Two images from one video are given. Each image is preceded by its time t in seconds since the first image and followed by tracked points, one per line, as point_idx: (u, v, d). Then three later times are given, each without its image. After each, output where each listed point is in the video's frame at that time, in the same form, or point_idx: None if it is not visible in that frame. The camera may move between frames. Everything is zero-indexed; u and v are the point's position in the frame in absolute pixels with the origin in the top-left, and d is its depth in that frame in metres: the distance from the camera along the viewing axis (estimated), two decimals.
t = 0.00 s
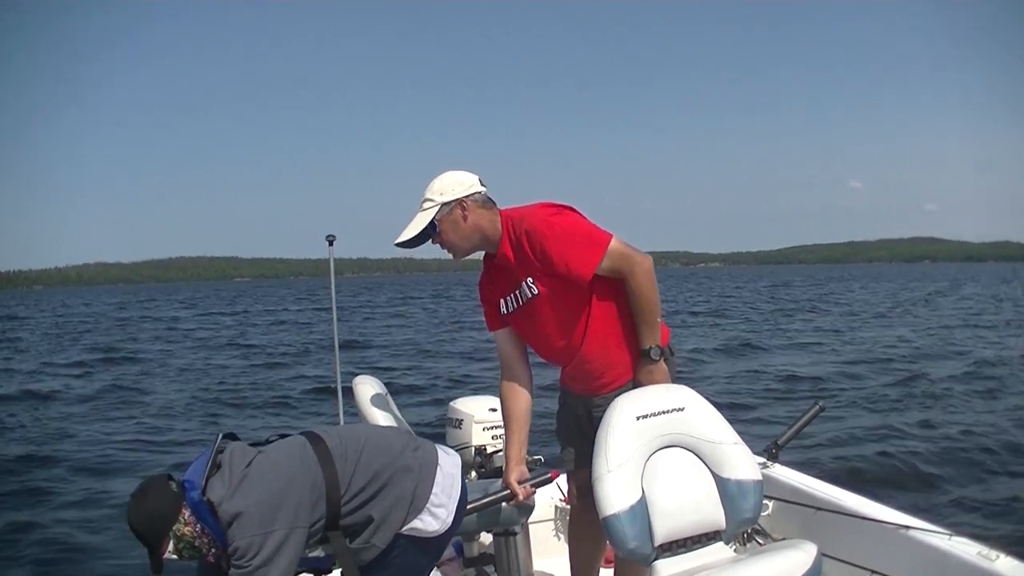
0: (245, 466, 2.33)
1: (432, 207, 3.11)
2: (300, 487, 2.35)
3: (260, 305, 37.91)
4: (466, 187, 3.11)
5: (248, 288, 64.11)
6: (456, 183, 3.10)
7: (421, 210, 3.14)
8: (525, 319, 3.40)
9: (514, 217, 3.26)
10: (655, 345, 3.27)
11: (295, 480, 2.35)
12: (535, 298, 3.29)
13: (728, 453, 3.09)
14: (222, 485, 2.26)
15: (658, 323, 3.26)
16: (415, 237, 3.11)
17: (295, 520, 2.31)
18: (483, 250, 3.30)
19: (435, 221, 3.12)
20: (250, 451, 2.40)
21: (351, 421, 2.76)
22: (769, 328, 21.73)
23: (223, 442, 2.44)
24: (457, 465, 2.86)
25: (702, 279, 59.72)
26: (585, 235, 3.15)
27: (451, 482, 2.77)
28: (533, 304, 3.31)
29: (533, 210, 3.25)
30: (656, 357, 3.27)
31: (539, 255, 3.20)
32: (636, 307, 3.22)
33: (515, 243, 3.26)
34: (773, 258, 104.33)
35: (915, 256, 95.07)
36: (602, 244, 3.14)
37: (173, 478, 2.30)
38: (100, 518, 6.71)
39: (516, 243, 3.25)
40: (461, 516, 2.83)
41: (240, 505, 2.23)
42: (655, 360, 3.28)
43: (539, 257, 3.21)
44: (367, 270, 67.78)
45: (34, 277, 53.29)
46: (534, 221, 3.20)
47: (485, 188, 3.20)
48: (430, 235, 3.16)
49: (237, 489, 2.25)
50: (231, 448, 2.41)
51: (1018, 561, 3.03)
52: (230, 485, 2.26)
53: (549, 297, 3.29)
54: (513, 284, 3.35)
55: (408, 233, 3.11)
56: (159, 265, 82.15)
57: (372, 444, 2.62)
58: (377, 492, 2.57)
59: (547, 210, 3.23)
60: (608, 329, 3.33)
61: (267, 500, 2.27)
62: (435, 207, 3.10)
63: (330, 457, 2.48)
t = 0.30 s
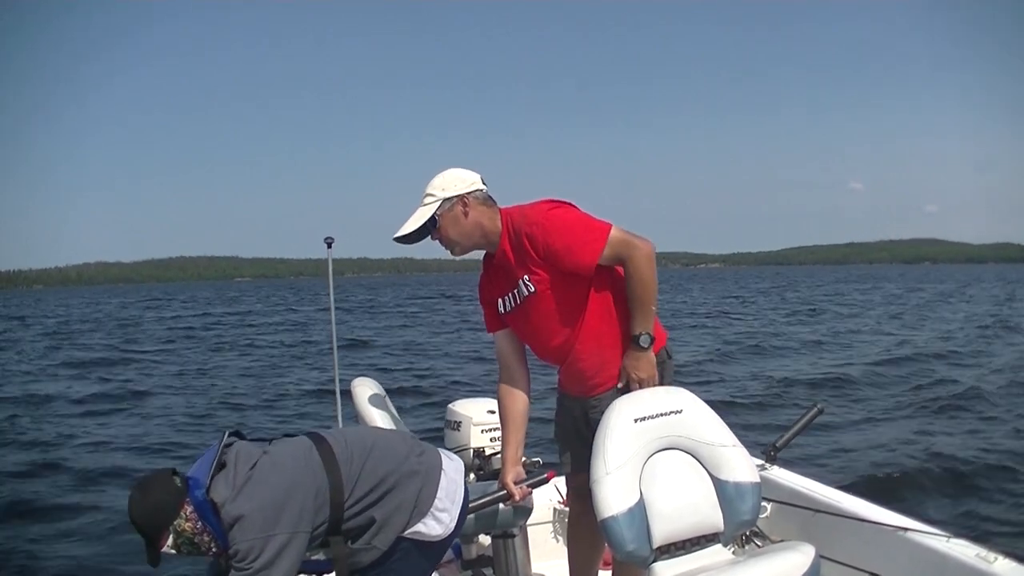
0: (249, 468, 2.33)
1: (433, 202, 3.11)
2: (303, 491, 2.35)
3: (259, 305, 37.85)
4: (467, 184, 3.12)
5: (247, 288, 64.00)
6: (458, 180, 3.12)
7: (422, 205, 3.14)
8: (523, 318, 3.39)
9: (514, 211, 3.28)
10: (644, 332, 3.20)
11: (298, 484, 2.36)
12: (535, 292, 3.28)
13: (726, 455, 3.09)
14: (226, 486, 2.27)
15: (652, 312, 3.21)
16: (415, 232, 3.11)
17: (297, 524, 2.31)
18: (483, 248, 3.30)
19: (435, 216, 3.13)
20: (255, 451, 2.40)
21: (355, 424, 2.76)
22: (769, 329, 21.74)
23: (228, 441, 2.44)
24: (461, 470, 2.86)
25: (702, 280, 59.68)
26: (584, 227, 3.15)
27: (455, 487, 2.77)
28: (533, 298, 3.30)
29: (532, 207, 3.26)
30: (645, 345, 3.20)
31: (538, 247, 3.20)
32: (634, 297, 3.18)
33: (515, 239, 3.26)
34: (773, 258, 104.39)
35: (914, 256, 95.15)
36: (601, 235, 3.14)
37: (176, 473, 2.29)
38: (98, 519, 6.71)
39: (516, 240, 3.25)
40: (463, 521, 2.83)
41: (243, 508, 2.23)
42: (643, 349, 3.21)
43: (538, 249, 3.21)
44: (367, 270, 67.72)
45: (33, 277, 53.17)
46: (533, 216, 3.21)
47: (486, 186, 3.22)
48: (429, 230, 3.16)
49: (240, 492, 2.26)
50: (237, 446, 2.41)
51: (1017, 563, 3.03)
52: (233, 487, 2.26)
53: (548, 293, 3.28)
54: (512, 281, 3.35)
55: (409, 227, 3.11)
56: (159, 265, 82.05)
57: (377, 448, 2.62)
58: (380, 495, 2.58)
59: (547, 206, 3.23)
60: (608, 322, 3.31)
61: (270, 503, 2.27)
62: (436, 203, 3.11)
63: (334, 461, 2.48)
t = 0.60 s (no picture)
0: (258, 463, 2.33)
1: (438, 193, 3.09)
2: (310, 490, 2.35)
3: (261, 305, 37.84)
4: (474, 176, 3.11)
5: (248, 288, 63.94)
6: (465, 172, 3.10)
7: (426, 196, 3.12)
8: (524, 313, 3.39)
9: (517, 206, 3.27)
10: (639, 332, 3.19)
11: (306, 482, 2.35)
12: (538, 287, 3.28)
13: (726, 452, 3.09)
14: (234, 480, 2.27)
15: (649, 312, 3.19)
16: (419, 223, 3.08)
17: (302, 522, 2.30)
18: (485, 242, 3.30)
19: (440, 207, 3.11)
20: (264, 446, 2.40)
21: (363, 421, 2.76)
22: (770, 327, 21.70)
23: (239, 432, 2.45)
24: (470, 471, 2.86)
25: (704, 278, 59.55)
26: (589, 226, 3.15)
27: (463, 488, 2.76)
28: (536, 293, 3.30)
29: (537, 203, 3.25)
30: (638, 346, 3.19)
31: (542, 244, 3.20)
32: (634, 298, 3.17)
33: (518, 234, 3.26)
34: (774, 256, 104.30)
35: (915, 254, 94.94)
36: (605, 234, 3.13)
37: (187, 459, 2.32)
38: (99, 520, 6.72)
39: (519, 236, 3.25)
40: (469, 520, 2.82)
41: (248, 504, 2.22)
42: (637, 349, 3.21)
43: (542, 246, 3.20)
44: (368, 270, 67.69)
45: (33, 279, 53.16)
46: (537, 213, 3.21)
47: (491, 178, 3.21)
48: (433, 222, 3.14)
49: (247, 488, 2.25)
50: (248, 439, 2.41)
51: (1017, 559, 3.02)
52: (241, 482, 2.27)
53: (548, 289, 3.28)
54: (513, 277, 3.35)
55: (413, 218, 3.09)
56: (160, 266, 81.94)
57: (387, 447, 2.61)
58: (388, 495, 2.57)
59: (552, 202, 3.23)
60: (608, 321, 3.31)
61: (276, 500, 2.26)
62: (442, 194, 3.09)
63: (344, 459, 2.48)
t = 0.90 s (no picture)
0: (266, 461, 2.33)
1: (445, 189, 3.08)
2: (316, 491, 2.35)
3: (264, 307, 37.92)
4: (481, 172, 3.11)
5: (251, 290, 64.04)
6: (472, 168, 3.11)
7: (431, 192, 3.11)
8: (529, 311, 3.38)
9: (524, 204, 3.27)
10: (645, 332, 3.19)
11: (313, 482, 2.35)
12: (545, 285, 3.28)
13: (729, 451, 3.09)
14: (242, 477, 2.27)
15: (655, 312, 3.19)
16: (425, 220, 3.07)
17: (307, 523, 2.30)
18: (490, 240, 3.30)
19: (446, 204, 3.11)
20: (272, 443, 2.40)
21: (370, 422, 2.76)
22: (773, 325, 21.69)
23: (249, 427, 2.45)
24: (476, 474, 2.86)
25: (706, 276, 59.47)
26: (596, 225, 3.15)
27: (470, 492, 2.77)
28: (542, 291, 3.30)
29: (544, 201, 3.25)
30: (643, 346, 3.19)
31: (549, 242, 3.20)
32: (641, 297, 3.17)
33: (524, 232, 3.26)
34: (776, 254, 104.21)
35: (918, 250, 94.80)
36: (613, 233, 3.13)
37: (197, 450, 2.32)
38: (104, 523, 6.75)
39: (526, 234, 3.25)
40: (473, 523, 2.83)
41: (254, 503, 2.23)
42: (642, 349, 3.21)
43: (549, 244, 3.20)
44: (371, 271, 67.75)
45: (37, 284, 53.32)
46: (545, 211, 3.20)
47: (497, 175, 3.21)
48: (438, 219, 3.13)
49: (254, 487, 2.26)
50: (257, 436, 2.41)
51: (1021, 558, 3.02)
52: (248, 479, 2.27)
53: (554, 288, 3.28)
54: (519, 275, 3.35)
55: (419, 214, 3.08)
56: (163, 269, 82.10)
57: (395, 450, 2.62)
58: (394, 498, 2.57)
59: (559, 201, 3.23)
60: (614, 321, 3.30)
61: (282, 500, 2.27)
62: (449, 190, 3.08)
63: (352, 461, 2.48)
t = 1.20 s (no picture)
0: (265, 463, 2.34)
1: (449, 194, 3.09)
2: (315, 492, 2.36)
3: (265, 309, 37.92)
4: (484, 176, 3.12)
5: (251, 292, 64.04)
6: (475, 172, 3.12)
7: (434, 197, 3.12)
8: (533, 315, 3.39)
9: (529, 208, 3.28)
10: (650, 336, 3.20)
11: (312, 483, 2.36)
12: (550, 290, 3.29)
13: (732, 455, 3.09)
14: (240, 479, 2.28)
15: (660, 316, 3.20)
16: (430, 225, 3.08)
17: (306, 524, 2.31)
18: (495, 244, 3.31)
19: (450, 209, 3.11)
20: (271, 445, 2.41)
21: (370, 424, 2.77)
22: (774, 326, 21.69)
23: (249, 430, 2.46)
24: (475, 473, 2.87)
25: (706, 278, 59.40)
26: (601, 229, 3.15)
27: (469, 491, 2.78)
28: (547, 295, 3.31)
29: (548, 205, 3.26)
30: (648, 350, 3.20)
31: (554, 247, 3.21)
32: (647, 301, 3.18)
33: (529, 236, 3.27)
34: (777, 255, 104.17)
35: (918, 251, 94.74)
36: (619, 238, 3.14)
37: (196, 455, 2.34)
38: (105, 526, 6.76)
39: (531, 238, 3.26)
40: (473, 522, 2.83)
41: (252, 505, 2.24)
42: (647, 353, 3.21)
43: (554, 249, 3.21)
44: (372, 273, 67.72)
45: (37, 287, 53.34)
46: (550, 216, 3.21)
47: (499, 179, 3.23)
48: (442, 224, 3.14)
49: (252, 489, 2.26)
50: (256, 438, 2.42)
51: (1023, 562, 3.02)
52: (247, 482, 2.28)
53: (558, 292, 3.29)
54: (524, 279, 3.35)
55: (424, 219, 3.08)
56: (164, 272, 82.12)
57: (394, 449, 2.62)
58: (393, 497, 2.58)
59: (564, 205, 3.24)
60: (619, 325, 3.31)
61: (280, 501, 2.27)
62: (453, 195, 3.09)
63: (351, 462, 2.49)
